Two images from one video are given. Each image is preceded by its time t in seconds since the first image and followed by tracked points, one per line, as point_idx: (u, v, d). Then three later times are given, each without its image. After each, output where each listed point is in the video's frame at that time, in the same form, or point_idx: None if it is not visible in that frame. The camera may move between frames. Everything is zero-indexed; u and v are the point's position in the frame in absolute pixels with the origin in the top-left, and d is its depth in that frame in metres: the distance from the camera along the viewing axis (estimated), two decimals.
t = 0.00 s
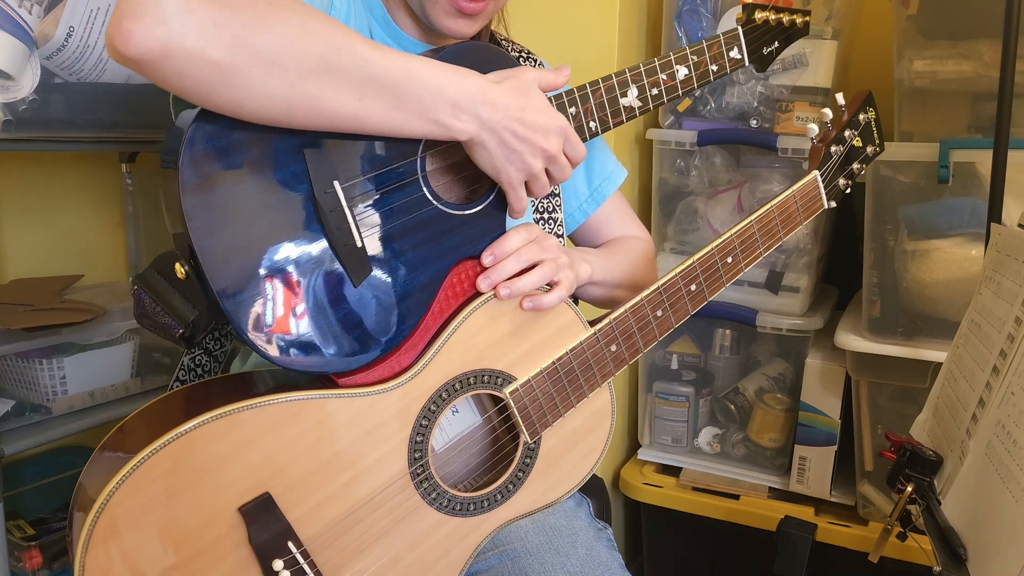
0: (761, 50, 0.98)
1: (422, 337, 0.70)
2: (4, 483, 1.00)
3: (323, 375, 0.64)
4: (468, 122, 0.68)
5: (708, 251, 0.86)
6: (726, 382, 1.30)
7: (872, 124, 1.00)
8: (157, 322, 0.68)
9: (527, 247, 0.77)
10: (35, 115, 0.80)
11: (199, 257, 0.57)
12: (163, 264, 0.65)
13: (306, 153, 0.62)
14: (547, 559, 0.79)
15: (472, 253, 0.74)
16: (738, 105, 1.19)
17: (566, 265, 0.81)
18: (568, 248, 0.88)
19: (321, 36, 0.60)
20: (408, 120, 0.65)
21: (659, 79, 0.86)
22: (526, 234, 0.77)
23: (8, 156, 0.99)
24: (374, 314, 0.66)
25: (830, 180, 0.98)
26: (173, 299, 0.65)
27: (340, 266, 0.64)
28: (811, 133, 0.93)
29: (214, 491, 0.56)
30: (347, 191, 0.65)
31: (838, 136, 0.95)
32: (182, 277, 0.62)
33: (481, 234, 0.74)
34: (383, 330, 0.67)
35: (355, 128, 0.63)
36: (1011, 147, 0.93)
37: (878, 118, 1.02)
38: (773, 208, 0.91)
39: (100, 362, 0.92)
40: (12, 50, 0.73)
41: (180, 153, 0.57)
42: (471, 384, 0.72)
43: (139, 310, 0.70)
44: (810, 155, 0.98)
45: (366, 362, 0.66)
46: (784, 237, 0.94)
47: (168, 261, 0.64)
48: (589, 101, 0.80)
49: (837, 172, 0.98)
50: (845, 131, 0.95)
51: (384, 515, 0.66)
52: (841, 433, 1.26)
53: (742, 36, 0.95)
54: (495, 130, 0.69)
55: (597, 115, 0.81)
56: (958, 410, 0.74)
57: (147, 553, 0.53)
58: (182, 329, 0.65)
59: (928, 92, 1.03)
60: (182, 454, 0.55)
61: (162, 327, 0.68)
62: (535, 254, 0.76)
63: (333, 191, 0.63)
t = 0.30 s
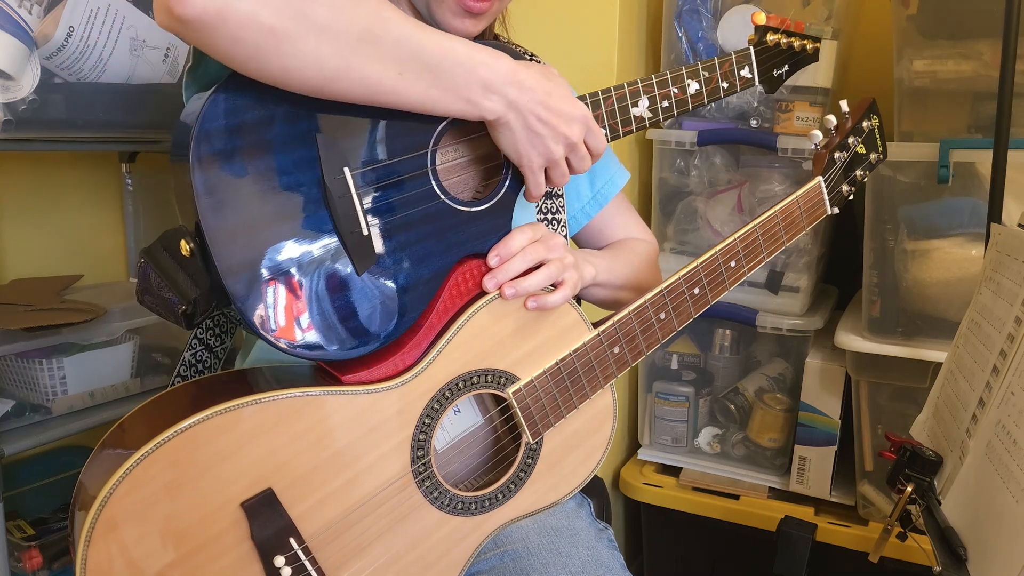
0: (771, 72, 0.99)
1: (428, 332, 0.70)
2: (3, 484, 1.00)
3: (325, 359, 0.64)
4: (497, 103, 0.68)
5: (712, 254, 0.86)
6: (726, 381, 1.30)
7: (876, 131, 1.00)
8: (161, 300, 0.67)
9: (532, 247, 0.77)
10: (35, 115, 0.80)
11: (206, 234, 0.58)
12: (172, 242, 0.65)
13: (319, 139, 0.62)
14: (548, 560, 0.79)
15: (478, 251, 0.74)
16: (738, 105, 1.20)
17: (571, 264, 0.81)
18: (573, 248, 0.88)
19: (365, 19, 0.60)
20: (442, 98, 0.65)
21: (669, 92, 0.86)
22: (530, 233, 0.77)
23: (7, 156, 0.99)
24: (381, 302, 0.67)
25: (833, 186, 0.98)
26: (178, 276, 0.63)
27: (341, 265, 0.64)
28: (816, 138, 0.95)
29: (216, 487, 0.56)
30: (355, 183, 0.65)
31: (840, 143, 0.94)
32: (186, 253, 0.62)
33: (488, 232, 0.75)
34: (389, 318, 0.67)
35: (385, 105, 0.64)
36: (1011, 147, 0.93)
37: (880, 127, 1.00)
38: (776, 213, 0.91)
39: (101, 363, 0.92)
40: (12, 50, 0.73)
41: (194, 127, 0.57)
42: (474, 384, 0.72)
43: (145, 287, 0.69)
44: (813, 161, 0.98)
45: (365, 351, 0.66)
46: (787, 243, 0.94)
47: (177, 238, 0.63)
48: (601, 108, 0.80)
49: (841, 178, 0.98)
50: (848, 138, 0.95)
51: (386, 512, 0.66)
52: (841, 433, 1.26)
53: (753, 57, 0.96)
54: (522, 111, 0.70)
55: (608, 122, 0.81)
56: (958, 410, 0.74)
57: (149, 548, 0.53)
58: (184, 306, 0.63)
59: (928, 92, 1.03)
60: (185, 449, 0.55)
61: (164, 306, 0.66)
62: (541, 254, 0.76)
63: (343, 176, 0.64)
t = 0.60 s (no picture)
0: (780, 93, 0.99)
1: (432, 330, 0.70)
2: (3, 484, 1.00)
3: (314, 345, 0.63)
4: (515, 94, 0.69)
5: (715, 258, 0.86)
6: (726, 381, 1.30)
7: (878, 137, 1.00)
8: (162, 272, 0.68)
9: (536, 248, 0.77)
10: (35, 115, 0.80)
11: (214, 210, 0.57)
12: (175, 216, 0.65)
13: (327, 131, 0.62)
14: (548, 560, 0.79)
15: (484, 249, 0.74)
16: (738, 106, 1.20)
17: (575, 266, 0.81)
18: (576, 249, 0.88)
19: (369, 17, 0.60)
20: (463, 80, 0.66)
21: (681, 105, 0.87)
22: (535, 234, 0.77)
23: (8, 157, 0.99)
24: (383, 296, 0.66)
25: (836, 193, 0.98)
26: (181, 251, 0.64)
27: (330, 254, 0.63)
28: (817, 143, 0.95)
29: (217, 483, 0.56)
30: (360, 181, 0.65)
31: (844, 149, 0.95)
32: (192, 231, 0.62)
33: (494, 231, 0.74)
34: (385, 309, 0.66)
35: (406, 81, 0.63)
36: (1011, 147, 0.93)
37: (885, 133, 1.01)
38: (780, 218, 0.91)
39: (101, 363, 0.92)
40: (12, 50, 0.73)
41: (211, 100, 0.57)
42: (476, 383, 0.72)
43: (147, 258, 0.70)
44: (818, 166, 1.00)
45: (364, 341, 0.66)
46: (790, 248, 0.95)
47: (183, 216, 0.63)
48: (613, 115, 0.81)
49: (843, 185, 0.98)
50: (853, 144, 0.96)
51: (386, 511, 0.66)
52: (841, 433, 1.26)
53: (763, 76, 0.96)
54: (539, 106, 0.70)
55: (619, 131, 0.82)
56: (958, 410, 0.74)
57: (150, 543, 0.53)
58: (185, 281, 0.64)
59: (928, 92, 1.03)
60: (186, 445, 0.55)
61: (164, 278, 0.67)
62: (544, 255, 0.77)
63: (354, 163, 0.64)
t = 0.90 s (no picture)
0: (785, 87, 0.99)
1: (437, 327, 0.70)
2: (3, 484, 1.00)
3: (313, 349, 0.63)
4: (510, 97, 0.69)
5: (717, 260, 0.86)
6: (726, 382, 1.30)
7: (880, 143, 1.00)
8: (167, 276, 0.67)
9: (539, 247, 0.77)
10: (35, 115, 0.80)
11: (216, 219, 0.57)
12: (180, 223, 0.63)
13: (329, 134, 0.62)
14: (549, 559, 0.79)
15: (484, 250, 0.74)
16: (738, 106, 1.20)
17: (578, 266, 0.81)
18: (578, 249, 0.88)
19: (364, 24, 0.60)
20: (457, 85, 0.66)
21: (683, 102, 0.87)
22: (538, 234, 0.77)
23: (7, 157, 0.99)
24: (386, 296, 0.66)
25: (836, 195, 0.98)
26: (186, 257, 0.63)
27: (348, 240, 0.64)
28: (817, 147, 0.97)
29: (219, 480, 0.56)
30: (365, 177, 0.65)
31: (846, 152, 0.94)
32: (196, 237, 0.61)
33: (497, 231, 0.74)
34: (384, 313, 0.66)
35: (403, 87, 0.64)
36: (1012, 147, 0.93)
37: (887, 136, 1.01)
38: (782, 219, 0.91)
39: (101, 363, 0.92)
40: (12, 50, 0.73)
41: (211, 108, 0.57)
42: (479, 383, 0.72)
43: (153, 263, 0.70)
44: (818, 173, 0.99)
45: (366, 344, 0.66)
46: (791, 250, 0.95)
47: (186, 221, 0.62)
48: (615, 114, 0.81)
49: (844, 188, 0.98)
50: (855, 147, 0.96)
51: (387, 510, 0.66)
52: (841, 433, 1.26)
53: (768, 70, 0.96)
54: (534, 108, 0.70)
55: (621, 128, 0.82)
56: (958, 410, 0.74)
57: (151, 539, 0.53)
58: (189, 287, 0.62)
59: (928, 92, 1.03)
60: (188, 442, 0.55)
61: (171, 283, 0.66)
62: (547, 255, 0.77)
63: (354, 168, 0.63)
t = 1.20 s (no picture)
0: (788, 102, 0.99)
1: (438, 328, 0.70)
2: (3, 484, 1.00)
3: (319, 344, 0.64)
4: (517, 100, 0.69)
5: (718, 262, 0.86)
6: (726, 381, 1.30)
7: (882, 142, 1.00)
8: (163, 266, 0.68)
9: (540, 249, 0.77)
10: (35, 115, 0.79)
11: (218, 207, 0.57)
12: (181, 211, 0.65)
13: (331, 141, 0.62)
14: (548, 560, 0.79)
15: (486, 250, 0.74)
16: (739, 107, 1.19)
17: (578, 266, 0.81)
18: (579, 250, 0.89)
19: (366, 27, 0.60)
20: (463, 87, 0.66)
21: (688, 111, 0.86)
22: (539, 236, 0.77)
23: (7, 157, 0.99)
24: (386, 294, 0.67)
25: (839, 198, 0.97)
26: (185, 246, 0.63)
27: (336, 231, 0.63)
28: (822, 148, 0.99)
29: (218, 480, 0.56)
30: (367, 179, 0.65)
31: (849, 153, 0.94)
32: (196, 225, 0.62)
33: (499, 232, 0.75)
34: (388, 309, 0.67)
35: (414, 88, 0.63)
36: (1012, 147, 0.93)
37: (888, 139, 1.01)
38: (783, 221, 0.91)
39: (100, 363, 0.92)
40: (12, 50, 0.73)
41: (216, 99, 0.57)
42: (478, 385, 0.72)
43: (150, 251, 0.70)
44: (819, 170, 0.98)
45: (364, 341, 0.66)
46: (792, 252, 0.95)
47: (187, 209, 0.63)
48: (619, 121, 0.81)
49: (846, 189, 0.98)
50: (856, 148, 0.95)
51: (387, 511, 0.66)
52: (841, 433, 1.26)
53: (772, 83, 0.95)
54: (541, 112, 0.70)
55: (626, 136, 0.82)
56: (958, 410, 0.74)
57: (151, 539, 0.53)
58: (187, 276, 0.63)
59: (928, 92, 1.03)
60: (188, 442, 0.55)
61: (168, 272, 0.67)
62: (548, 257, 0.77)
63: (360, 161, 0.64)
